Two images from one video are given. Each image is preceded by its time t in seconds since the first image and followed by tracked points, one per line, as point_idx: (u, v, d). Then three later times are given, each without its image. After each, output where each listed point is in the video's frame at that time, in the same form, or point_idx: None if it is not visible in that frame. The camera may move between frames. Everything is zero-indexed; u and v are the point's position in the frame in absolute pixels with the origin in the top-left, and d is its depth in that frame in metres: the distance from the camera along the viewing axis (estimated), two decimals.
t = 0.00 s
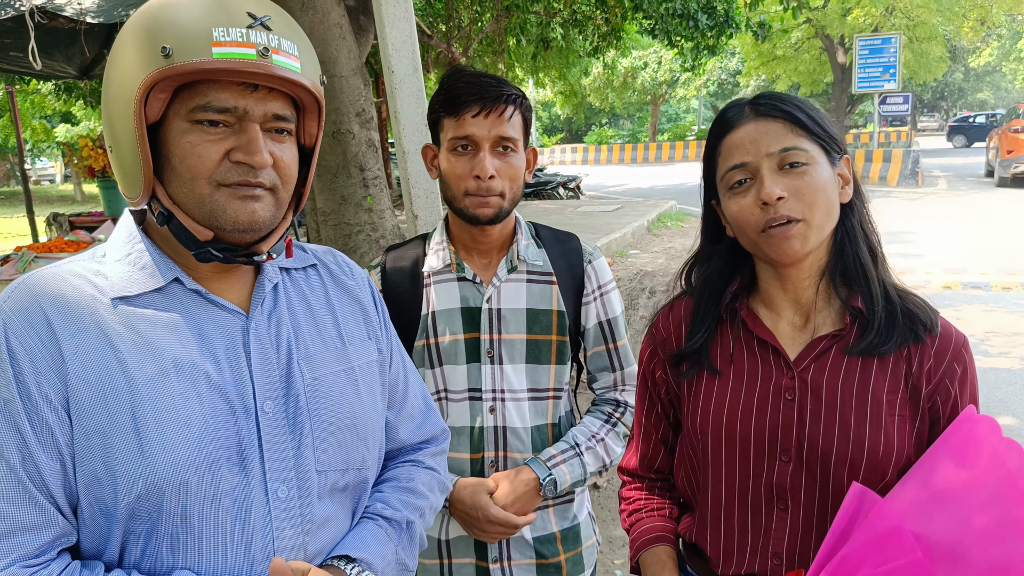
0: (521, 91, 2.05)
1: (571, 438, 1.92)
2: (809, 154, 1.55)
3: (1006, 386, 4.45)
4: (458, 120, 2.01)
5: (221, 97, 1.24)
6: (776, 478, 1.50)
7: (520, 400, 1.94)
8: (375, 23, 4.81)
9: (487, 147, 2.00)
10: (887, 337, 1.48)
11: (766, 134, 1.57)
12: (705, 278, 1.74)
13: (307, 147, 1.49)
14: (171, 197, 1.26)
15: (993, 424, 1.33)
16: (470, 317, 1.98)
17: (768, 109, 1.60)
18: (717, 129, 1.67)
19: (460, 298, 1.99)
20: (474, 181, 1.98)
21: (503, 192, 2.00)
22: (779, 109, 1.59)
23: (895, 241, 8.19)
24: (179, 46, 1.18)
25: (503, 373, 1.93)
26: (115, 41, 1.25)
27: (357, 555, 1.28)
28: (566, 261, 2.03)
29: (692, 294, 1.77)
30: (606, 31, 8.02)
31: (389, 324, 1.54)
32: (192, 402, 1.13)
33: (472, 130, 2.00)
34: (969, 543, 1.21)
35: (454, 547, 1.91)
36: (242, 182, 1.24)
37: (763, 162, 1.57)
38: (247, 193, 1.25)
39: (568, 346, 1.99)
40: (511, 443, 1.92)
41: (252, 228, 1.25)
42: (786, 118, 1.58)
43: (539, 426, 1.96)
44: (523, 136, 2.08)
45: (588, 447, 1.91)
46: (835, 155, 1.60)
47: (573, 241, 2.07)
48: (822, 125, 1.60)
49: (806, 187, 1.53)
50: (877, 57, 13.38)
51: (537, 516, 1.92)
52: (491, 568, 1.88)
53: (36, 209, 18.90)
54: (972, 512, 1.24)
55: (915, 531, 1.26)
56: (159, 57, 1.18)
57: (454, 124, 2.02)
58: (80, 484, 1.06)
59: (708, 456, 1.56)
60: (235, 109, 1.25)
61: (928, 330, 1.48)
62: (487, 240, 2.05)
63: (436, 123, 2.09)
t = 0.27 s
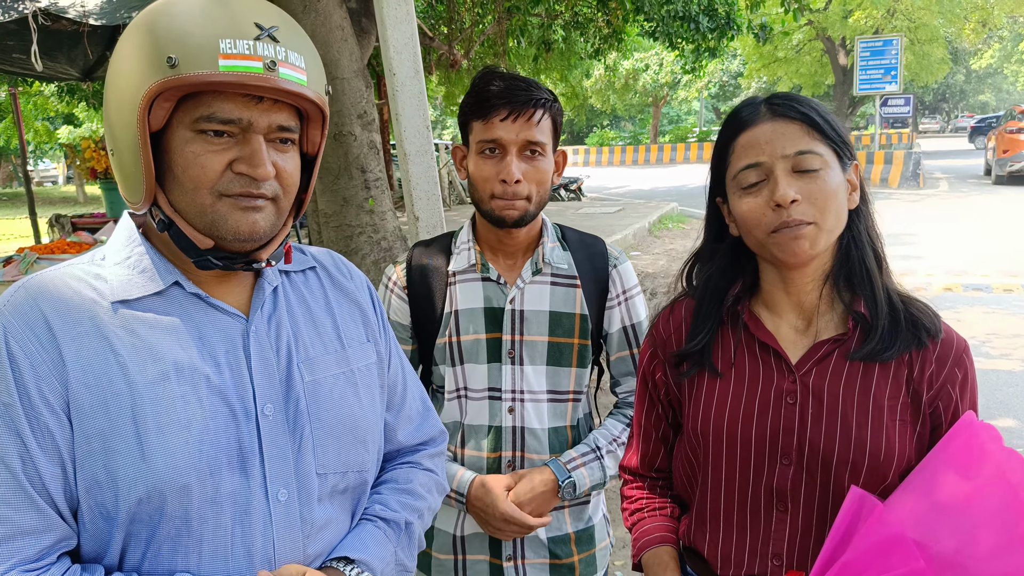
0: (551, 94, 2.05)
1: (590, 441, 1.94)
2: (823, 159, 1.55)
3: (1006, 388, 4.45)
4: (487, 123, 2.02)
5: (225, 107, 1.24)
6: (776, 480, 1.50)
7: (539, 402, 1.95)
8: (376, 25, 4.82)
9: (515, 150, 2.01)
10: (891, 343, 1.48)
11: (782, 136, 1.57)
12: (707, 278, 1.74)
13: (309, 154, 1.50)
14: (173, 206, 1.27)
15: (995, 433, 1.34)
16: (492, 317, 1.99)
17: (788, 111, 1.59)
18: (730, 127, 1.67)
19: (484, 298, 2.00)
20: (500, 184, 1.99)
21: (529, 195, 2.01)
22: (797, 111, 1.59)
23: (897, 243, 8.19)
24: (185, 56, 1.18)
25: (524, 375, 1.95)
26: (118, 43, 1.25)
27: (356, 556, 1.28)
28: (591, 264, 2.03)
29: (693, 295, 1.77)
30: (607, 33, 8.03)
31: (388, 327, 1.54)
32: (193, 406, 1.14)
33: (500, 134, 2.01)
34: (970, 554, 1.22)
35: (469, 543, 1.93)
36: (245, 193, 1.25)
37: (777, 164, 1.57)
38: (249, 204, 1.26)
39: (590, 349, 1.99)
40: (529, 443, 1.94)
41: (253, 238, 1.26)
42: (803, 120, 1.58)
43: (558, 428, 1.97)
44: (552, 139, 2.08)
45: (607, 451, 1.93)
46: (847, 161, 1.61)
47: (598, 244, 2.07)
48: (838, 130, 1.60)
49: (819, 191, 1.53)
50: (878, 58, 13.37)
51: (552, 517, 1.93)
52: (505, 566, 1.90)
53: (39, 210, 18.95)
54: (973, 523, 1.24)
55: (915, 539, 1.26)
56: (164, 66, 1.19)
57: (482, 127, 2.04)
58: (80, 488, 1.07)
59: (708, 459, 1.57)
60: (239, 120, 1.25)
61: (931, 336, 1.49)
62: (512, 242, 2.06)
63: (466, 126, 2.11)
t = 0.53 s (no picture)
0: (572, 99, 2.04)
1: (605, 444, 1.95)
2: (817, 169, 1.54)
3: (1006, 389, 4.45)
4: (507, 129, 2.02)
5: (235, 118, 1.24)
6: (774, 480, 1.50)
7: (555, 404, 1.95)
8: (375, 27, 4.83)
9: (534, 156, 2.01)
10: (888, 352, 1.48)
11: (779, 142, 1.55)
12: (704, 279, 1.74)
13: (317, 162, 1.50)
14: (178, 212, 1.27)
15: (997, 424, 1.34)
16: (511, 318, 2.00)
17: (787, 118, 1.56)
18: (732, 125, 1.66)
19: (502, 300, 2.01)
20: (519, 189, 1.99)
21: (549, 200, 2.00)
22: (795, 117, 1.56)
23: (896, 245, 8.20)
24: (196, 65, 1.18)
25: (540, 377, 1.95)
26: (126, 48, 1.25)
27: (357, 562, 1.28)
28: (611, 269, 2.03)
29: (692, 294, 1.77)
30: (606, 36, 8.04)
31: (390, 332, 1.54)
32: (195, 413, 1.14)
33: (520, 140, 2.01)
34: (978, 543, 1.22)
35: (480, 540, 1.94)
36: (251, 204, 1.26)
37: (769, 170, 1.56)
38: (254, 215, 1.26)
39: (607, 354, 1.99)
40: (542, 445, 1.94)
41: (257, 248, 1.27)
42: (801, 127, 1.56)
43: (573, 431, 1.96)
44: (573, 145, 2.07)
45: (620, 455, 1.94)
46: (846, 170, 1.59)
47: (619, 249, 2.08)
48: (838, 137, 1.57)
49: (809, 201, 1.53)
50: (877, 60, 13.39)
51: (563, 518, 1.93)
52: (515, 566, 1.90)
53: (37, 213, 18.92)
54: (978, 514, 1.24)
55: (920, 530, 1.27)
56: (175, 74, 1.19)
57: (502, 132, 2.03)
58: (82, 494, 1.07)
59: (707, 461, 1.56)
60: (249, 131, 1.25)
61: (931, 338, 1.48)
62: (532, 246, 2.05)
63: (487, 132, 2.11)
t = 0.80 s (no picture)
0: (591, 102, 2.04)
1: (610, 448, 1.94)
2: (809, 165, 1.55)
3: (1006, 388, 4.46)
4: (525, 131, 2.03)
5: (244, 115, 1.24)
6: (775, 480, 1.50)
7: (562, 405, 1.95)
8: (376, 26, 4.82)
9: (549, 159, 2.01)
10: (888, 344, 1.48)
11: (766, 144, 1.57)
12: (707, 279, 1.74)
13: (325, 161, 1.50)
14: (186, 209, 1.27)
15: (993, 428, 1.34)
16: (520, 318, 2.00)
17: (769, 119, 1.59)
18: (718, 136, 1.68)
19: (513, 300, 2.02)
20: (534, 191, 1.99)
21: (563, 202, 2.00)
22: (778, 118, 1.58)
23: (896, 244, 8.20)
24: (205, 61, 1.18)
25: (547, 379, 1.95)
26: (127, 56, 1.26)
27: (361, 562, 1.28)
28: (624, 273, 2.02)
29: (695, 293, 1.77)
30: (607, 34, 8.04)
31: (396, 332, 1.55)
32: (202, 413, 1.14)
33: (536, 142, 2.01)
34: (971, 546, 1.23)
35: (481, 533, 1.95)
36: (259, 202, 1.26)
37: (762, 174, 1.57)
38: (263, 212, 1.26)
39: (616, 358, 1.98)
40: (546, 444, 1.94)
41: (265, 245, 1.27)
42: (785, 126, 1.57)
43: (579, 433, 1.96)
44: (591, 148, 2.06)
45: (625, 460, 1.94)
46: (837, 161, 1.60)
47: (635, 253, 2.06)
48: (823, 132, 1.59)
49: (806, 199, 1.53)
50: (877, 59, 13.38)
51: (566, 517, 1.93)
52: (515, 560, 1.92)
53: (37, 211, 18.92)
54: (971, 519, 1.25)
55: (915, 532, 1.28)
56: (184, 71, 1.19)
57: (520, 134, 2.04)
58: (88, 492, 1.07)
59: (708, 460, 1.57)
60: (258, 128, 1.25)
61: (928, 337, 1.49)
62: (548, 247, 2.05)
63: (506, 133, 2.12)
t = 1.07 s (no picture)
0: (583, 101, 2.04)
1: (603, 449, 1.94)
2: (801, 155, 1.56)
3: (1007, 387, 4.45)
4: (516, 130, 2.03)
5: (238, 90, 1.25)
6: (777, 479, 1.50)
7: (554, 406, 1.95)
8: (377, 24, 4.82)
9: (541, 158, 2.01)
10: (886, 337, 1.48)
11: (757, 137, 1.58)
12: (704, 283, 1.74)
13: (321, 147, 1.50)
14: (187, 193, 1.27)
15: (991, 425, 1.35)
16: (512, 318, 2.00)
17: (757, 112, 1.60)
18: (708, 135, 1.68)
19: (506, 299, 2.02)
20: (525, 190, 2.00)
21: (554, 201, 2.00)
22: (770, 112, 1.60)
23: (898, 242, 8.19)
24: (198, 38, 1.20)
25: (540, 378, 1.95)
26: (126, 50, 1.27)
27: (366, 562, 1.28)
28: (615, 272, 2.02)
29: (692, 296, 1.77)
30: (608, 33, 8.04)
31: (398, 330, 1.54)
32: (203, 412, 1.14)
33: (527, 141, 2.01)
34: (971, 546, 1.23)
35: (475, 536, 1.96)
36: (260, 176, 1.25)
37: (755, 165, 1.57)
38: (263, 187, 1.26)
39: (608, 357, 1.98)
40: (538, 445, 1.94)
41: (269, 224, 1.26)
42: (775, 118, 1.59)
43: (572, 434, 1.96)
44: (582, 147, 2.07)
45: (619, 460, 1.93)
46: (829, 156, 1.61)
47: (626, 253, 2.06)
48: (811, 122, 1.60)
49: (799, 185, 1.54)
50: (879, 57, 13.36)
51: (560, 519, 1.93)
52: (508, 562, 1.92)
53: (39, 211, 18.92)
54: (971, 520, 1.25)
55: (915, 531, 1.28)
56: (178, 49, 1.20)
57: (512, 133, 2.04)
58: (90, 492, 1.07)
59: (709, 460, 1.57)
60: (253, 102, 1.26)
61: (926, 331, 1.49)
62: (539, 245, 2.06)
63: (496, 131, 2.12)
